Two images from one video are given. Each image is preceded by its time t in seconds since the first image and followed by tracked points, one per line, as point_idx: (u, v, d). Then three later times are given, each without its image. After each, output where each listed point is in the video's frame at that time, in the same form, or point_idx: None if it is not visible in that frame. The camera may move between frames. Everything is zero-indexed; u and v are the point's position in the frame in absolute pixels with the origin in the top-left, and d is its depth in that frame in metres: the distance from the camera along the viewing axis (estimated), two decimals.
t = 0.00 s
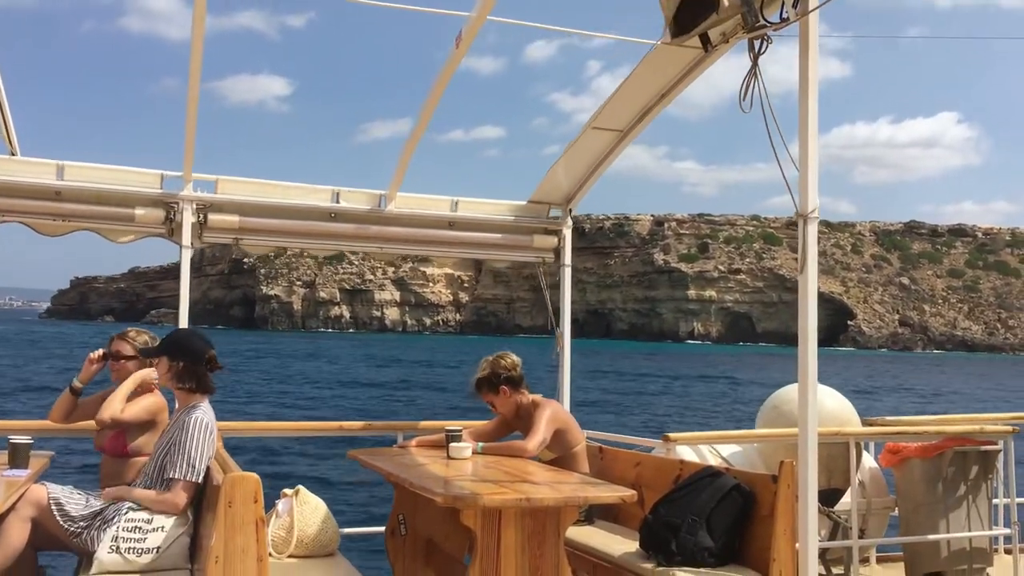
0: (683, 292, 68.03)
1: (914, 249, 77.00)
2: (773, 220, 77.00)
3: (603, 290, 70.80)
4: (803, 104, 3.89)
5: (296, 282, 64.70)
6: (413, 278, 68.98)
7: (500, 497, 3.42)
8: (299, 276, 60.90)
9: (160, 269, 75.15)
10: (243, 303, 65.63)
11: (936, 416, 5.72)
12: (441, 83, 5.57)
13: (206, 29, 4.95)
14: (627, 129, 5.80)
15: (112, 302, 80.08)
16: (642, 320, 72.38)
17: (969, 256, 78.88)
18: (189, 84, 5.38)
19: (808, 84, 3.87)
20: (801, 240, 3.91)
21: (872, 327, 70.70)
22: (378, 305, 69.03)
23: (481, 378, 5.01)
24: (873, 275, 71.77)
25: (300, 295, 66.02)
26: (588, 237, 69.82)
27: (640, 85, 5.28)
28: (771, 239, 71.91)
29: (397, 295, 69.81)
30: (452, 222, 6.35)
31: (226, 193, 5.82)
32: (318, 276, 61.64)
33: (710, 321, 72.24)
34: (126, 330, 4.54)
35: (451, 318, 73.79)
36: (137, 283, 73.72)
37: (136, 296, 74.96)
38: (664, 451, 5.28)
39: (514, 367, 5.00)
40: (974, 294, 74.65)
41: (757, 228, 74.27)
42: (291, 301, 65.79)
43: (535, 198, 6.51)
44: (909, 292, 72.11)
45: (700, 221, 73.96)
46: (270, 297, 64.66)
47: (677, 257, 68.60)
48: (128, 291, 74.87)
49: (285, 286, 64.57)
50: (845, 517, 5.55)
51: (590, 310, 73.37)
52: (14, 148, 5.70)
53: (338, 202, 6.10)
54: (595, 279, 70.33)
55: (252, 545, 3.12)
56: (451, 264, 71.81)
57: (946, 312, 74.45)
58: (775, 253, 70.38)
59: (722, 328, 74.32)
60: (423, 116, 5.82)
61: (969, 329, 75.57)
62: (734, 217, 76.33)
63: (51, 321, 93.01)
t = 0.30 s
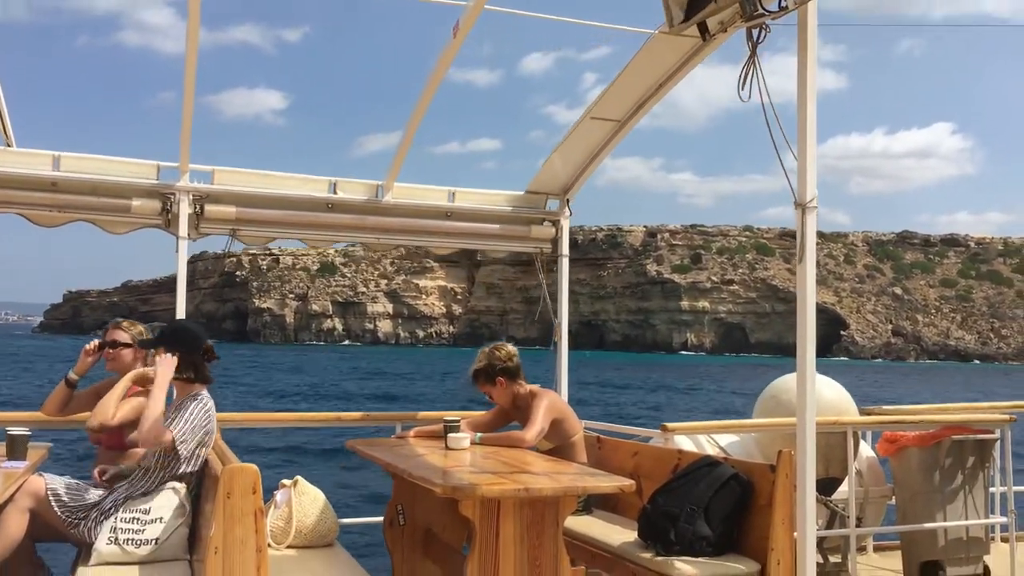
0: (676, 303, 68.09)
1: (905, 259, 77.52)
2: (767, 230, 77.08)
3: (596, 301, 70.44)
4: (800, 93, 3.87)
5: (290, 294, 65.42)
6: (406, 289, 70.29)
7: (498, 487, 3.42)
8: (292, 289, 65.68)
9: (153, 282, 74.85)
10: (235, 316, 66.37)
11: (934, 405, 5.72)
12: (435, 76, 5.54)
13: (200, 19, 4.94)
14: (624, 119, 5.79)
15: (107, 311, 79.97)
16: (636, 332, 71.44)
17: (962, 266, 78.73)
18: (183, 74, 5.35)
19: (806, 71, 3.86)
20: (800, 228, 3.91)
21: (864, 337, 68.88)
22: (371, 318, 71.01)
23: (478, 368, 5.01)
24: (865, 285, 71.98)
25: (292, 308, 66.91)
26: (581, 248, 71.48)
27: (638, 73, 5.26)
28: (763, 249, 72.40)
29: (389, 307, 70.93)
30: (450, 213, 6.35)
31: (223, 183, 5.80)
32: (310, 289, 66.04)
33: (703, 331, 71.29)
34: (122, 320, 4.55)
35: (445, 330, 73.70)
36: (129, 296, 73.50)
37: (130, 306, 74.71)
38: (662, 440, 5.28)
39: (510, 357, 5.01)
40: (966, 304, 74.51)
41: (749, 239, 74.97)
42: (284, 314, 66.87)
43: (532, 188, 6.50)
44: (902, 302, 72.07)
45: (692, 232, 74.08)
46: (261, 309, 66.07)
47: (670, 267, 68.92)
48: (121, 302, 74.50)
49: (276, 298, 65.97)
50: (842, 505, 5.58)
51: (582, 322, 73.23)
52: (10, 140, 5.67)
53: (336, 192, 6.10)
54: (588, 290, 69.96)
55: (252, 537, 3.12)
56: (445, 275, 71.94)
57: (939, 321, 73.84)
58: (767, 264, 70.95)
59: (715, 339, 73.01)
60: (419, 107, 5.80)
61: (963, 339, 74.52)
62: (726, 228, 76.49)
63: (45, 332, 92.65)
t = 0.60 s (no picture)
0: (667, 318, 68.85)
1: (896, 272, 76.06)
2: (757, 243, 76.26)
3: (587, 316, 71.22)
4: (793, 82, 3.88)
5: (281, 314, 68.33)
6: (396, 307, 69.99)
7: (493, 479, 3.42)
8: (284, 307, 69.73)
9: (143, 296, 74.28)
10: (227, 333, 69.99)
11: (927, 395, 5.75)
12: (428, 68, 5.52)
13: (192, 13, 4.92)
14: (619, 111, 5.79)
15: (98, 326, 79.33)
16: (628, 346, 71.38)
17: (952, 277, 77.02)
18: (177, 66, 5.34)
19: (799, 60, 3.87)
20: (793, 218, 3.91)
21: (856, 350, 67.08)
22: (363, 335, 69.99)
23: (473, 360, 5.03)
24: (856, 298, 71.39)
25: (282, 326, 69.74)
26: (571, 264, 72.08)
27: (632, 64, 5.25)
28: (754, 263, 70.63)
29: (381, 324, 69.95)
30: (445, 205, 6.34)
31: (217, 176, 5.79)
32: (301, 305, 69.54)
33: (695, 345, 70.23)
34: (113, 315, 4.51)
35: (436, 348, 72.03)
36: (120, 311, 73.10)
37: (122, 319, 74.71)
38: (657, 432, 5.29)
39: (506, 349, 5.01)
40: (957, 316, 72.90)
41: (740, 253, 73.61)
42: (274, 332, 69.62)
43: (526, 180, 6.50)
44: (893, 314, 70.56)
45: (683, 247, 73.59)
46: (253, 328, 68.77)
47: (661, 282, 68.21)
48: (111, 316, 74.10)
49: (266, 316, 69.20)
50: (836, 496, 5.61)
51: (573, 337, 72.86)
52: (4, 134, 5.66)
53: (329, 184, 6.08)
54: (580, 305, 70.45)
55: (246, 530, 3.12)
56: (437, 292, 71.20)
57: (930, 334, 71.64)
58: (757, 278, 68.89)
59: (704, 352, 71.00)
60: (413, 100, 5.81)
61: (954, 354, 70.64)
62: (717, 241, 75.73)
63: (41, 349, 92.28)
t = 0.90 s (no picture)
0: (660, 334, 68.31)
1: (890, 285, 74.76)
2: (750, 258, 75.50)
3: (581, 333, 71.36)
4: (792, 74, 3.87)
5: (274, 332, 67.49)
6: (390, 325, 70.25)
7: (492, 474, 3.42)
8: (277, 327, 68.04)
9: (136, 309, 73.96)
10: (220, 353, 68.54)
11: (924, 389, 5.75)
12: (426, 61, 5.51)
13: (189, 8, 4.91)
14: (616, 105, 5.78)
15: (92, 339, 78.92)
16: (622, 363, 71.14)
17: (945, 291, 75.30)
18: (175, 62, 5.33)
19: (795, 52, 3.86)
20: (792, 213, 3.91)
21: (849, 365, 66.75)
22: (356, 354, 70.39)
23: (471, 355, 5.03)
24: (849, 312, 71.22)
25: (275, 346, 67.79)
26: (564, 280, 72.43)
27: (630, 58, 5.24)
28: (747, 278, 70.65)
29: (374, 343, 70.46)
30: (442, 201, 6.33)
31: (214, 171, 5.77)
32: (293, 325, 67.77)
33: (689, 361, 69.13)
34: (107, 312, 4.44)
35: (430, 366, 72.42)
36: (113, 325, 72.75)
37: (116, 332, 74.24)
38: (655, 427, 5.29)
39: (502, 345, 5.00)
40: (951, 329, 70.95)
41: (733, 267, 72.87)
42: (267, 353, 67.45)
43: (524, 175, 6.49)
44: (887, 328, 69.59)
45: (676, 263, 73.39)
46: (245, 348, 66.82)
47: (654, 298, 67.99)
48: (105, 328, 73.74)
49: (259, 336, 67.40)
50: (834, 490, 5.62)
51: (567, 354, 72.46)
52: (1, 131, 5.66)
53: (327, 180, 6.08)
54: (574, 322, 70.95)
55: (245, 526, 3.11)
56: (430, 310, 71.52)
57: (924, 347, 68.93)
58: (751, 293, 69.67)
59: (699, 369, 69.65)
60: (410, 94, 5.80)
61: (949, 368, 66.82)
62: (711, 257, 74.98)
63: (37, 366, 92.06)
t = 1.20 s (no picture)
0: (659, 346, 67.73)
1: (888, 296, 74.73)
2: (748, 270, 75.25)
3: (580, 346, 71.87)
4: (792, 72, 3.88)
5: (272, 347, 65.85)
6: (388, 340, 69.76)
7: (493, 471, 3.42)
8: (275, 343, 66.15)
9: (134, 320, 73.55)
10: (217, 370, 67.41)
11: (925, 386, 5.76)
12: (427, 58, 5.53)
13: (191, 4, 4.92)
14: (616, 104, 5.79)
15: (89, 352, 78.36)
16: (620, 377, 70.68)
17: (943, 301, 74.90)
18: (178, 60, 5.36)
19: (796, 50, 3.87)
20: (792, 211, 3.92)
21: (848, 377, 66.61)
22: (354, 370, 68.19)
23: (473, 350, 5.04)
24: (848, 323, 71.70)
25: (274, 361, 65.52)
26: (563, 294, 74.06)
27: (632, 55, 5.25)
28: (745, 290, 69.85)
29: (372, 358, 68.74)
30: (442, 198, 6.36)
31: (215, 169, 5.79)
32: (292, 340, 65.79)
33: (688, 374, 67.48)
34: (106, 310, 4.44)
35: (429, 381, 72.37)
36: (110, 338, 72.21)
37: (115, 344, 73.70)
38: (656, 424, 5.30)
39: (503, 341, 5.01)
40: (950, 340, 70.57)
41: (731, 280, 72.72)
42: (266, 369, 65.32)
43: (525, 172, 6.51)
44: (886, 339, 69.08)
45: (675, 276, 73.87)
46: (242, 365, 64.56)
47: (652, 310, 68.50)
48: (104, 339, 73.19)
49: (257, 352, 65.26)
50: (834, 486, 5.64)
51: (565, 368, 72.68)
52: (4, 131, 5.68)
53: (328, 177, 6.08)
54: (572, 336, 72.21)
55: (246, 522, 3.12)
56: (428, 326, 72.37)
57: (922, 357, 68.63)
58: (749, 305, 68.14)
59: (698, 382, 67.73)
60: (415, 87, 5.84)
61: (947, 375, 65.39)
62: (709, 269, 74.94)
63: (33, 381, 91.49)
